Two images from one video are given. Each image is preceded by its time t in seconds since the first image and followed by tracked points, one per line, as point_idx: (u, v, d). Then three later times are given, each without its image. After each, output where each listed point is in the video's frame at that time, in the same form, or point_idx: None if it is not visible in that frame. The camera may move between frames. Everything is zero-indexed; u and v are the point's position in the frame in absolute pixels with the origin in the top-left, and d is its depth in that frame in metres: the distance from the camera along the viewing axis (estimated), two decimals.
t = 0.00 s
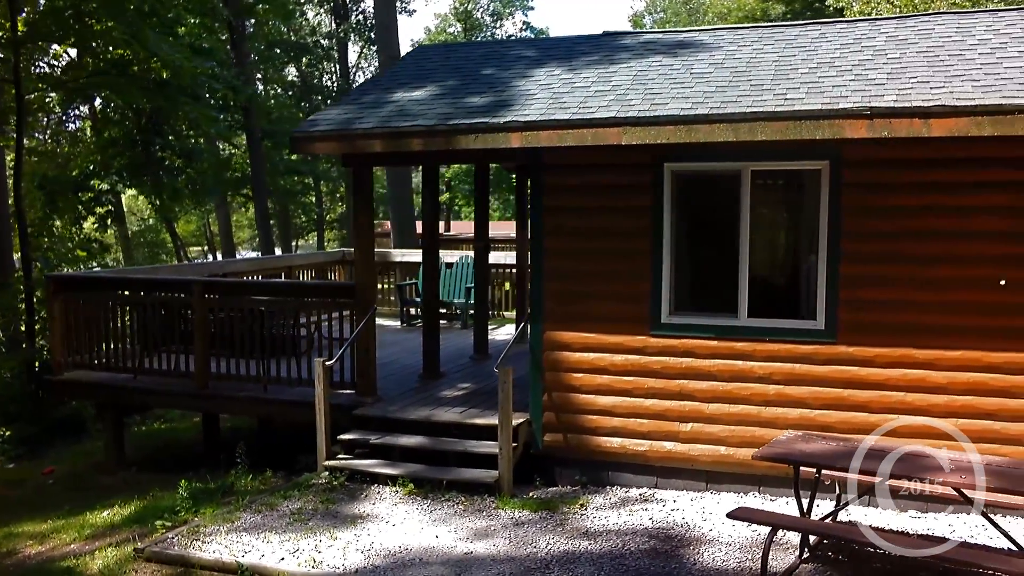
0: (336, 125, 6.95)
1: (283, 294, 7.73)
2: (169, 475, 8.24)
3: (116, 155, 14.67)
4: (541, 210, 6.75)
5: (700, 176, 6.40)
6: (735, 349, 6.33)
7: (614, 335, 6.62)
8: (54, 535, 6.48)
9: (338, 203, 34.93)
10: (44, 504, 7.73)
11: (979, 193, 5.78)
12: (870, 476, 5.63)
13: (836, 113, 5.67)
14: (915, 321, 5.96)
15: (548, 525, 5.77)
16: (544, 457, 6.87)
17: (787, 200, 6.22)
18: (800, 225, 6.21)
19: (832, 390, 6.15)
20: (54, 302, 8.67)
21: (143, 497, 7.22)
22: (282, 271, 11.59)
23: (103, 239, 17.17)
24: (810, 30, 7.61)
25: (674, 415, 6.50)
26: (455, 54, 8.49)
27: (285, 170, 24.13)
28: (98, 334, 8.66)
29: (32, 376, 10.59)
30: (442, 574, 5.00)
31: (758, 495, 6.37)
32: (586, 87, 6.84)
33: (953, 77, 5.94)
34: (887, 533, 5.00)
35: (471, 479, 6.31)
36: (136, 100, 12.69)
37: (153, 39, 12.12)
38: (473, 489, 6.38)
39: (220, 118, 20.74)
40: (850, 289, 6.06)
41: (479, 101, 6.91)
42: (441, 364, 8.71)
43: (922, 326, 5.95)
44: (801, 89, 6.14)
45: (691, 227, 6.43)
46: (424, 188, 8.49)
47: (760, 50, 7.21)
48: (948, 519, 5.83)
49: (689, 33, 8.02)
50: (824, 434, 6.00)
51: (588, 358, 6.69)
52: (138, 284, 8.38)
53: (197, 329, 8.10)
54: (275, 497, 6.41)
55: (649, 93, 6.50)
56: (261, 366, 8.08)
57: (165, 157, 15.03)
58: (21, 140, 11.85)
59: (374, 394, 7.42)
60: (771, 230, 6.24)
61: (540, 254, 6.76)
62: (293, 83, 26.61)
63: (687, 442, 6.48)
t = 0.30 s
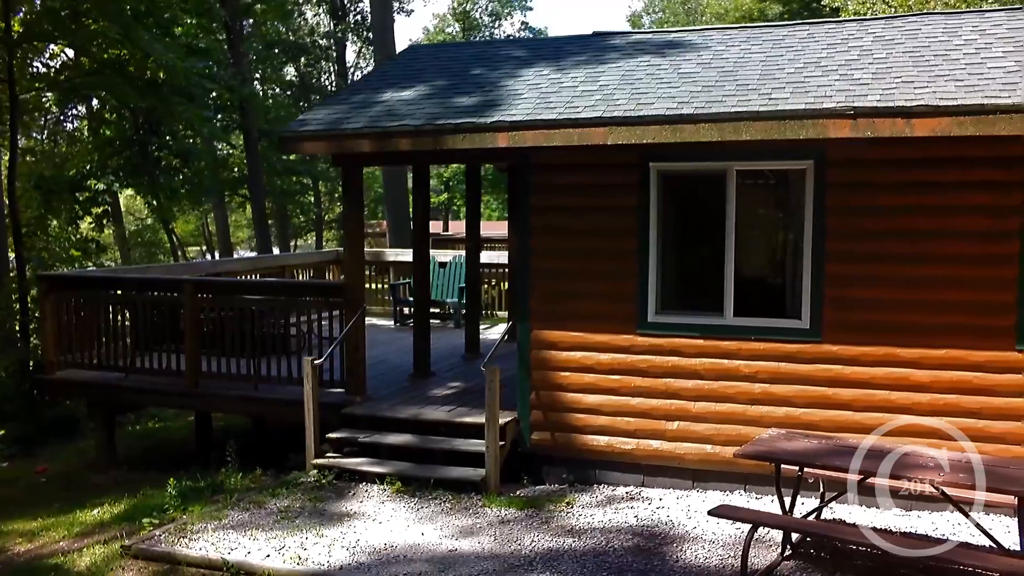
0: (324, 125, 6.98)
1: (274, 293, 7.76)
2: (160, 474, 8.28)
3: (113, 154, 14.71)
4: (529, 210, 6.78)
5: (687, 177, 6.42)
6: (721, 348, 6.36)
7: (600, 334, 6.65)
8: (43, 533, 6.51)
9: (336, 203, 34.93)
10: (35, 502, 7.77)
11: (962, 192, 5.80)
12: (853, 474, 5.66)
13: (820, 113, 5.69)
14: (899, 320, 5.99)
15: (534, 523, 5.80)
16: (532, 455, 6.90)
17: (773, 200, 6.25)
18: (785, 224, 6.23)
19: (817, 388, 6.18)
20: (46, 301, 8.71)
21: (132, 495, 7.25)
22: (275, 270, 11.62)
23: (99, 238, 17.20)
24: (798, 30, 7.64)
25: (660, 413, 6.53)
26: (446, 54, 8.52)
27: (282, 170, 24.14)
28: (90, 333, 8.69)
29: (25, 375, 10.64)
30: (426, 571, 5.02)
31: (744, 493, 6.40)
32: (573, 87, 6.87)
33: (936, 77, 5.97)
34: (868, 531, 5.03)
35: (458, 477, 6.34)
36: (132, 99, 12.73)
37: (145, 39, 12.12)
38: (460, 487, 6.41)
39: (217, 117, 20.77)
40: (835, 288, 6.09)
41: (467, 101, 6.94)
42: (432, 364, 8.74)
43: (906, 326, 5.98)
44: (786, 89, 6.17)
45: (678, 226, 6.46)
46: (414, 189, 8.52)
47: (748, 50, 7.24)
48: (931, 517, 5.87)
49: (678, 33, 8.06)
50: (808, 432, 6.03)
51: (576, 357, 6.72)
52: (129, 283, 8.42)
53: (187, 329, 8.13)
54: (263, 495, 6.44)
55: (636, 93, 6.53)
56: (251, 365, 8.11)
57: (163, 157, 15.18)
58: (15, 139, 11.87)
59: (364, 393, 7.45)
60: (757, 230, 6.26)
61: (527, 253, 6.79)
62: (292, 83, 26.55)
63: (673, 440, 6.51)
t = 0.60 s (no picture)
0: (312, 125, 7.01)
1: (264, 292, 7.80)
2: (151, 473, 8.31)
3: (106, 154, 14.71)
4: (516, 210, 6.81)
5: (672, 177, 6.45)
6: (706, 347, 6.40)
7: (587, 333, 6.68)
8: (32, 531, 6.55)
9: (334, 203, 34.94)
10: (26, 500, 7.81)
11: (946, 192, 5.83)
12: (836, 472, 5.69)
13: (803, 113, 5.72)
14: (883, 319, 6.02)
15: (519, 520, 5.83)
16: (519, 454, 6.93)
17: (759, 200, 6.28)
18: (770, 224, 6.26)
19: (801, 387, 6.21)
20: (38, 300, 8.74)
21: (121, 494, 7.28)
22: (267, 270, 11.64)
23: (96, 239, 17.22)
24: (785, 30, 7.68)
25: (646, 412, 6.56)
26: (436, 54, 8.55)
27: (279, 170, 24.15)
28: (82, 333, 8.72)
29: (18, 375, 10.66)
30: (410, 568, 5.06)
31: (729, 491, 6.43)
32: (560, 87, 6.90)
33: (919, 77, 6.01)
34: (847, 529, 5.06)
35: (444, 475, 6.38)
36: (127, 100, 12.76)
37: (138, 38, 12.11)
38: (447, 486, 6.44)
39: (214, 117, 20.79)
40: (819, 287, 6.13)
41: (455, 101, 6.97)
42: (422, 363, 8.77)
43: (890, 325, 6.01)
44: (771, 89, 6.20)
45: (664, 226, 6.49)
46: (404, 189, 8.55)
47: (735, 50, 7.28)
48: (914, 515, 5.90)
49: (666, 33, 8.09)
50: (793, 430, 6.06)
51: (563, 356, 6.75)
52: (120, 283, 8.46)
53: (178, 328, 8.16)
54: (251, 493, 6.47)
55: (622, 93, 6.56)
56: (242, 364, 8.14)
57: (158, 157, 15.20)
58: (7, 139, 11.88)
59: (353, 392, 7.48)
60: (742, 229, 6.29)
61: (514, 253, 6.83)
62: (289, 83, 26.55)
63: (659, 439, 6.54)
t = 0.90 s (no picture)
0: (301, 125, 7.05)
1: (253, 291, 7.83)
2: (142, 471, 8.36)
3: (101, 154, 14.50)
4: (503, 210, 6.85)
5: (658, 176, 6.48)
6: (692, 345, 6.43)
7: (574, 331, 6.71)
8: (21, 529, 6.59)
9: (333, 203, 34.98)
10: (18, 498, 7.85)
11: (930, 191, 5.86)
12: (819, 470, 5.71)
13: (787, 113, 5.75)
14: (867, 317, 6.06)
15: (503, 518, 5.86)
16: (506, 452, 6.96)
17: (744, 198, 6.30)
18: (755, 223, 6.28)
19: (786, 385, 6.24)
20: (30, 299, 8.79)
21: (111, 492, 7.32)
22: (259, 269, 11.67)
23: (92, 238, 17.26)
24: (772, 30, 7.72)
25: (632, 410, 6.60)
26: (426, 54, 8.58)
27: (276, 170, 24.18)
28: (73, 331, 8.76)
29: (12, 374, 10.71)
30: (393, 565, 5.09)
31: (715, 489, 6.45)
32: (547, 87, 6.93)
33: (903, 76, 6.04)
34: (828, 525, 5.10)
35: (431, 473, 6.41)
36: (122, 99, 12.81)
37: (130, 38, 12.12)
38: (434, 483, 6.48)
39: (211, 117, 20.83)
40: (802, 285, 6.16)
41: (442, 101, 7.01)
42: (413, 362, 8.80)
43: (874, 324, 6.04)
44: (755, 89, 6.23)
45: (649, 225, 6.52)
46: (394, 189, 8.59)
47: (722, 50, 7.31)
48: (897, 513, 5.93)
49: (655, 34, 8.12)
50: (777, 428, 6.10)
51: (550, 354, 6.78)
52: (111, 281, 8.50)
53: (168, 327, 8.20)
54: (239, 490, 6.51)
55: (608, 93, 6.59)
56: (232, 363, 8.17)
57: (153, 157, 15.03)
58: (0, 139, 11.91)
59: (342, 391, 7.51)
60: (728, 228, 6.31)
61: (502, 252, 6.86)
62: (287, 83, 26.58)
63: (645, 437, 6.58)
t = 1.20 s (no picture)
0: (289, 125, 7.08)
1: (242, 291, 7.86)
2: (132, 470, 8.39)
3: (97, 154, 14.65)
4: (490, 210, 6.88)
5: (643, 176, 6.52)
6: (677, 344, 6.46)
7: (560, 330, 6.74)
8: (10, 527, 6.62)
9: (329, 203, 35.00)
10: (8, 497, 7.89)
11: (913, 191, 5.90)
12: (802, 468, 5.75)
13: (770, 113, 5.78)
14: (849, 316, 6.09)
15: (488, 516, 5.89)
16: (493, 450, 7.00)
17: (729, 198, 6.33)
18: (739, 223, 6.32)
19: (770, 384, 6.28)
20: (21, 299, 8.82)
21: (100, 491, 7.35)
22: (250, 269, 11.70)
23: (87, 239, 17.30)
24: (758, 31, 7.76)
25: (618, 409, 6.63)
26: (415, 55, 8.62)
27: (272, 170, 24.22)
28: (63, 330, 8.79)
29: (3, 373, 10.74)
30: (376, 563, 5.11)
31: (700, 487, 6.49)
32: (534, 88, 6.97)
33: (886, 77, 6.08)
34: (808, 522, 5.14)
35: (417, 472, 6.44)
36: (117, 100, 12.86)
37: (121, 37, 12.12)
38: (420, 481, 6.51)
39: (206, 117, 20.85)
40: (786, 284, 6.19)
41: (429, 102, 7.05)
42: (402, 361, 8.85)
43: (856, 323, 6.08)
44: (739, 89, 6.26)
45: (635, 225, 6.55)
46: (383, 189, 8.63)
47: (708, 50, 7.36)
48: (880, 511, 5.97)
49: (643, 34, 8.17)
50: (761, 427, 6.13)
51: (536, 353, 6.82)
52: (102, 281, 8.53)
53: (158, 327, 8.23)
54: (227, 489, 6.55)
55: (594, 93, 6.62)
56: (222, 362, 8.20)
57: (150, 157, 15.32)
58: None
59: (331, 390, 7.55)
60: (713, 228, 6.34)
61: (488, 252, 6.90)
62: (284, 83, 26.63)
63: (630, 435, 6.61)
